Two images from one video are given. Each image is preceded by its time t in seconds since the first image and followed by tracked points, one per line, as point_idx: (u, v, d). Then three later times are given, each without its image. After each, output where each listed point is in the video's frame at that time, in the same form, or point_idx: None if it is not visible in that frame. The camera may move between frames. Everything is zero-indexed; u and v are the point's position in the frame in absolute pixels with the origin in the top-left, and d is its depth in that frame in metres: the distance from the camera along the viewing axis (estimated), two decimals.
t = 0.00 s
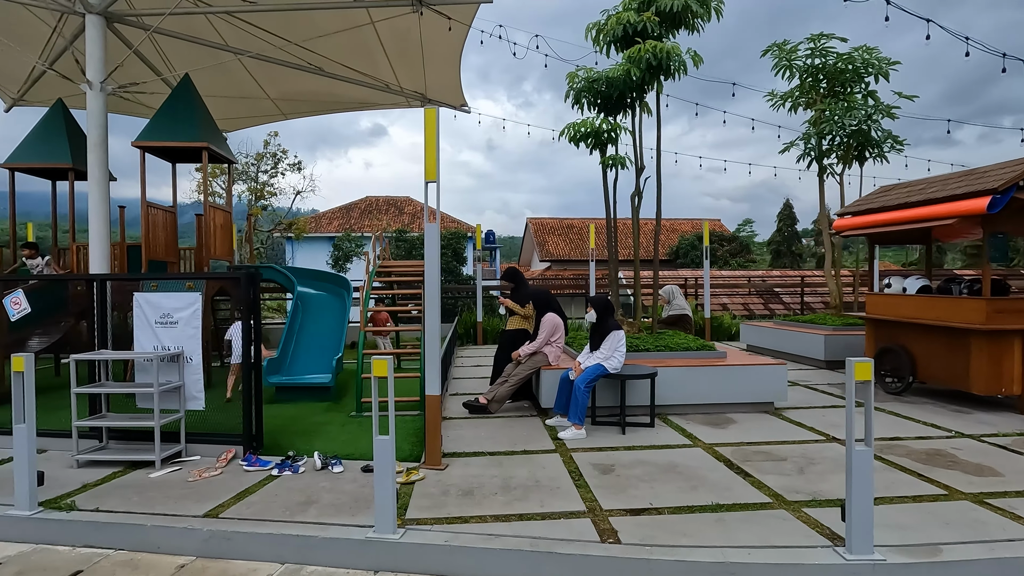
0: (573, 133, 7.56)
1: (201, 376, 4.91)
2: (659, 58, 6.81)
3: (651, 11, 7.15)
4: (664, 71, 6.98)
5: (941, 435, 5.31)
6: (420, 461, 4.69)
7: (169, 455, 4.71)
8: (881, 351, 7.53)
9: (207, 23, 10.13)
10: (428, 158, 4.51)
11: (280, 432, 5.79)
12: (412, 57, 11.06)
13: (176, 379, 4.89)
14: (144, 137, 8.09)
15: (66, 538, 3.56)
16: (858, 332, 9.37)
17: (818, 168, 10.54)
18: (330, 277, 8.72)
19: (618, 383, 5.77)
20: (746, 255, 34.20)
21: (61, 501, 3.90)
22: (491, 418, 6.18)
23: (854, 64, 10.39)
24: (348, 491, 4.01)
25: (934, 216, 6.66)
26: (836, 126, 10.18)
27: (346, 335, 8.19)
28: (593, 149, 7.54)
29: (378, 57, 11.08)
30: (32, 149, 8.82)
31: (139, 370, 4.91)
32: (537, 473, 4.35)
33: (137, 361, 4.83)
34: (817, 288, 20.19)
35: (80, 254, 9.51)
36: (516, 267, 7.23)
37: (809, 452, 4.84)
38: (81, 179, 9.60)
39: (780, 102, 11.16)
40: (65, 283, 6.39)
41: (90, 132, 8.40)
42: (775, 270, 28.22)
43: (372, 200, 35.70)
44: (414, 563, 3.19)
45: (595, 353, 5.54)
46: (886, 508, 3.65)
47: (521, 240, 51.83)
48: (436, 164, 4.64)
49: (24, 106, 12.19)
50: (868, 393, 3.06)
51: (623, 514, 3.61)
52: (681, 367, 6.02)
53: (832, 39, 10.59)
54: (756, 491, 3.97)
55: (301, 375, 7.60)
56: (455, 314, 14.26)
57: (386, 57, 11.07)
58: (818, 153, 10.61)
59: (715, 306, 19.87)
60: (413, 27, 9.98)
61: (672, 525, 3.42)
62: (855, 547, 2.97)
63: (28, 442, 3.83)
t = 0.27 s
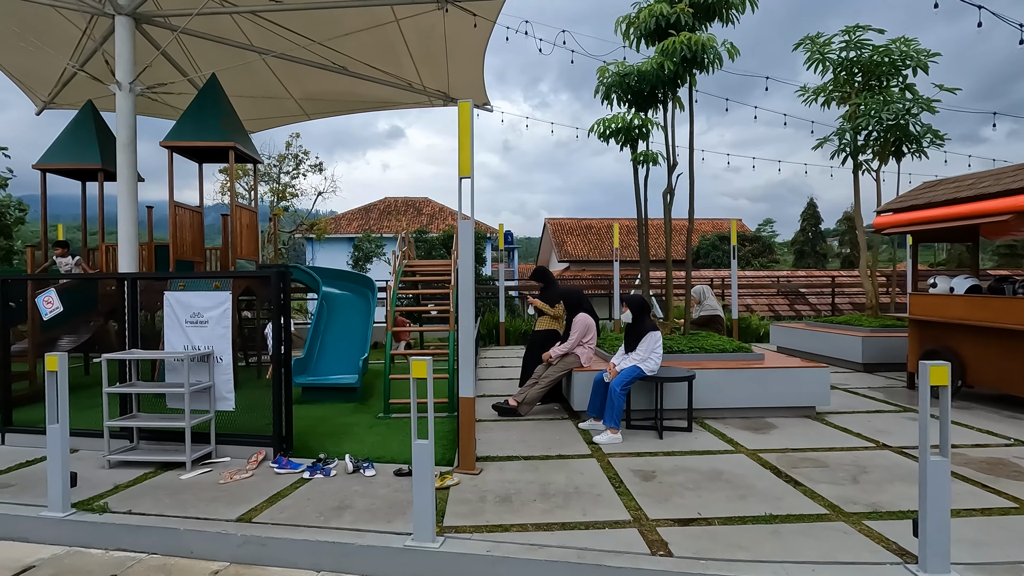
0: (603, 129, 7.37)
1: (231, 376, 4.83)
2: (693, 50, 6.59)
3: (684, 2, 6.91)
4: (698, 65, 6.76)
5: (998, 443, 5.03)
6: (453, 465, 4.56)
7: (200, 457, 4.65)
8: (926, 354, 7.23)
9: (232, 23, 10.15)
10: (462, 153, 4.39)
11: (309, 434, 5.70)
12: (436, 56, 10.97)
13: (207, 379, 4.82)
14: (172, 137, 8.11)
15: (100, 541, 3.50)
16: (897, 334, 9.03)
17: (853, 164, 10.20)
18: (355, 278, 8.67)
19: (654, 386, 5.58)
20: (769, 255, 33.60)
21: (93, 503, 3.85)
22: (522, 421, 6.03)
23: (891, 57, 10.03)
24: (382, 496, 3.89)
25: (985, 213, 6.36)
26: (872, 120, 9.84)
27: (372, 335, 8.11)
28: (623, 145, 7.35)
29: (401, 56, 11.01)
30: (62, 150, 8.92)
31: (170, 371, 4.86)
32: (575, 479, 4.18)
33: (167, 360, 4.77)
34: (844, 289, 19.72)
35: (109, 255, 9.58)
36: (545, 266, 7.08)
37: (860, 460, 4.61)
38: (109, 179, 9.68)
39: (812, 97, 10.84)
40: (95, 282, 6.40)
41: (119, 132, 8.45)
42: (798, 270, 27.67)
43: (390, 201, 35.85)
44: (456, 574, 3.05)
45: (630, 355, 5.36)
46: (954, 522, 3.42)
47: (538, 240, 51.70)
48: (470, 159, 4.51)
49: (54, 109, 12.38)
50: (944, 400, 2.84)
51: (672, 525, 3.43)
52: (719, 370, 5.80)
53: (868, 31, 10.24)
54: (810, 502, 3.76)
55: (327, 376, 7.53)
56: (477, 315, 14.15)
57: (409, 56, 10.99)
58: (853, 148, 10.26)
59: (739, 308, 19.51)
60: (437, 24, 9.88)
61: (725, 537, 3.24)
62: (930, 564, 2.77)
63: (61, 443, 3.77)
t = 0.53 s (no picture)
0: (629, 128, 7.16)
1: (254, 383, 4.72)
2: (725, 45, 6.37)
3: None
4: (729, 60, 6.53)
5: None
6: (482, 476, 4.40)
7: (223, 465, 4.54)
8: (971, 360, 6.91)
9: (253, 25, 10.14)
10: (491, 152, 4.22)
11: (332, 441, 5.57)
12: (455, 56, 10.85)
13: (230, 385, 4.72)
14: (194, 140, 8.08)
15: (123, 555, 3.39)
16: (935, 338, 8.68)
17: (886, 162, 9.86)
18: (377, 282, 8.55)
19: (688, 394, 5.37)
20: (790, 256, 33.00)
21: (116, 514, 3.75)
22: (549, 429, 5.84)
23: (926, 51, 9.68)
24: (411, 510, 3.74)
25: None
26: (907, 116, 9.49)
27: (393, 339, 7.98)
28: (651, 144, 7.13)
29: (420, 56, 10.91)
30: (86, 154, 8.95)
31: (193, 377, 4.76)
32: (611, 493, 3.99)
33: (190, 366, 4.68)
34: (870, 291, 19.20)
35: (131, 258, 9.59)
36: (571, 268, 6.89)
37: (912, 474, 4.36)
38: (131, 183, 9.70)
39: (842, 93, 10.51)
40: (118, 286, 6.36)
41: (141, 136, 8.45)
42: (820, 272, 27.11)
43: (406, 203, 35.89)
44: None
45: (663, 362, 5.15)
46: None
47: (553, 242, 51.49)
48: (499, 159, 4.35)
49: (77, 114, 12.50)
50: None
51: (719, 545, 3.23)
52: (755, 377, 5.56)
53: (901, 24, 9.90)
54: (865, 520, 3.53)
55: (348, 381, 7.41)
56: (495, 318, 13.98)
57: (429, 56, 10.88)
58: (886, 146, 9.92)
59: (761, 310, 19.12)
60: (458, 23, 9.76)
61: (779, 560, 3.03)
62: None
63: (84, 452, 3.68)
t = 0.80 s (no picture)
0: (652, 125, 6.97)
1: (274, 386, 4.62)
2: (753, 38, 6.17)
3: None
4: (757, 53, 6.33)
5: None
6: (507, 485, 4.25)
7: (243, 470, 4.45)
8: (1010, 364, 6.63)
9: (269, 25, 10.10)
10: (518, 148, 4.08)
11: (351, 445, 5.45)
12: (471, 54, 10.73)
13: (249, 389, 4.62)
14: (211, 140, 8.04)
15: (142, 564, 3.30)
16: (968, 340, 8.39)
17: (915, 159, 9.56)
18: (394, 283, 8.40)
19: (717, 399, 5.18)
20: (807, 256, 32.49)
21: (135, 521, 3.66)
22: (572, 434, 5.68)
23: (957, 44, 9.38)
24: (437, 519, 3.61)
25: None
26: (937, 111, 9.20)
27: (410, 341, 7.86)
28: (675, 141, 6.92)
29: (436, 55, 10.81)
30: (103, 155, 8.95)
31: (212, 380, 4.68)
32: (644, 503, 3.83)
33: (209, 369, 4.60)
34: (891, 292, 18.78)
35: (148, 259, 9.58)
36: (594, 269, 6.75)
37: (960, 485, 4.14)
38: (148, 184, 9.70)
39: (869, 89, 10.23)
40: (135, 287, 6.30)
41: (158, 136, 8.42)
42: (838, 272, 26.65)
43: (419, 204, 35.91)
44: None
45: (692, 366, 4.98)
46: None
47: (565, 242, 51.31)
48: (526, 155, 4.20)
49: (96, 115, 12.58)
50: None
51: (764, 561, 3.06)
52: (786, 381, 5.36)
53: (931, 17, 9.61)
54: (917, 535, 3.33)
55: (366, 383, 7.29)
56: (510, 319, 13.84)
57: (444, 54, 10.77)
58: (914, 142, 9.63)
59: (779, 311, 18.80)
60: (474, 20, 9.65)
61: None
62: None
63: (103, 457, 3.59)
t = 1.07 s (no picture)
0: (675, 120, 6.81)
1: (293, 387, 4.52)
2: (781, 28, 5.99)
3: None
4: (785, 44, 6.15)
5: None
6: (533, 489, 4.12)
7: (263, 473, 4.35)
8: None
9: (284, 22, 10.05)
10: (546, 142, 3.93)
11: (370, 446, 5.36)
12: (487, 50, 10.62)
13: (268, 389, 4.53)
14: (227, 138, 7.98)
15: (163, 571, 3.20)
16: (1000, 340, 8.12)
17: (943, 154, 9.31)
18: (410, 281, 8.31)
19: (747, 401, 5.03)
20: (822, 255, 32.04)
21: (155, 525, 3.57)
22: (596, 436, 5.53)
23: (987, 35, 9.12)
24: (464, 526, 3.48)
25: None
26: (967, 104, 8.94)
27: (427, 340, 7.76)
28: (699, 136, 6.75)
29: (451, 51, 10.70)
30: (120, 154, 8.94)
31: (231, 381, 4.60)
32: (678, 509, 3.68)
33: (228, 369, 4.51)
34: (910, 292, 18.40)
35: (164, 258, 9.55)
36: (615, 267, 6.60)
37: (1009, 493, 3.95)
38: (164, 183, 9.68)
39: (894, 83, 9.98)
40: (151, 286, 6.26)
41: (174, 135, 8.38)
42: (853, 271, 26.26)
43: (429, 204, 35.89)
44: None
45: (722, 367, 4.81)
46: None
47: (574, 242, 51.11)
48: (553, 148, 4.06)
49: (112, 115, 12.61)
50: None
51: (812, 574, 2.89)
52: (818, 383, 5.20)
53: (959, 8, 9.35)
54: (972, 547, 3.15)
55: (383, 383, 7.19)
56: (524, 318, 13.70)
57: (460, 51, 10.68)
58: (942, 137, 9.37)
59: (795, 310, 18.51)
60: (491, 15, 9.55)
61: None
62: None
63: (122, 459, 3.51)
